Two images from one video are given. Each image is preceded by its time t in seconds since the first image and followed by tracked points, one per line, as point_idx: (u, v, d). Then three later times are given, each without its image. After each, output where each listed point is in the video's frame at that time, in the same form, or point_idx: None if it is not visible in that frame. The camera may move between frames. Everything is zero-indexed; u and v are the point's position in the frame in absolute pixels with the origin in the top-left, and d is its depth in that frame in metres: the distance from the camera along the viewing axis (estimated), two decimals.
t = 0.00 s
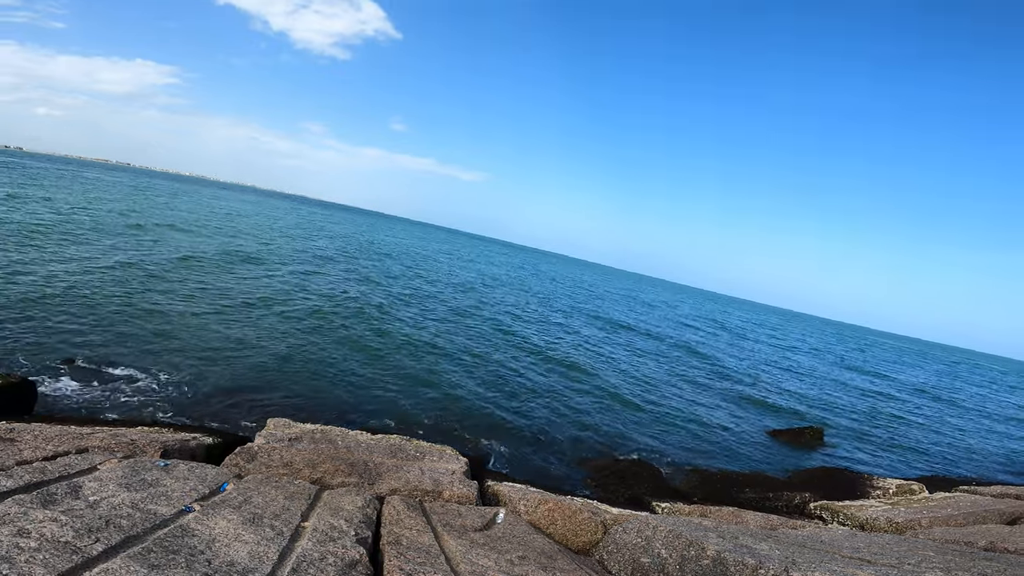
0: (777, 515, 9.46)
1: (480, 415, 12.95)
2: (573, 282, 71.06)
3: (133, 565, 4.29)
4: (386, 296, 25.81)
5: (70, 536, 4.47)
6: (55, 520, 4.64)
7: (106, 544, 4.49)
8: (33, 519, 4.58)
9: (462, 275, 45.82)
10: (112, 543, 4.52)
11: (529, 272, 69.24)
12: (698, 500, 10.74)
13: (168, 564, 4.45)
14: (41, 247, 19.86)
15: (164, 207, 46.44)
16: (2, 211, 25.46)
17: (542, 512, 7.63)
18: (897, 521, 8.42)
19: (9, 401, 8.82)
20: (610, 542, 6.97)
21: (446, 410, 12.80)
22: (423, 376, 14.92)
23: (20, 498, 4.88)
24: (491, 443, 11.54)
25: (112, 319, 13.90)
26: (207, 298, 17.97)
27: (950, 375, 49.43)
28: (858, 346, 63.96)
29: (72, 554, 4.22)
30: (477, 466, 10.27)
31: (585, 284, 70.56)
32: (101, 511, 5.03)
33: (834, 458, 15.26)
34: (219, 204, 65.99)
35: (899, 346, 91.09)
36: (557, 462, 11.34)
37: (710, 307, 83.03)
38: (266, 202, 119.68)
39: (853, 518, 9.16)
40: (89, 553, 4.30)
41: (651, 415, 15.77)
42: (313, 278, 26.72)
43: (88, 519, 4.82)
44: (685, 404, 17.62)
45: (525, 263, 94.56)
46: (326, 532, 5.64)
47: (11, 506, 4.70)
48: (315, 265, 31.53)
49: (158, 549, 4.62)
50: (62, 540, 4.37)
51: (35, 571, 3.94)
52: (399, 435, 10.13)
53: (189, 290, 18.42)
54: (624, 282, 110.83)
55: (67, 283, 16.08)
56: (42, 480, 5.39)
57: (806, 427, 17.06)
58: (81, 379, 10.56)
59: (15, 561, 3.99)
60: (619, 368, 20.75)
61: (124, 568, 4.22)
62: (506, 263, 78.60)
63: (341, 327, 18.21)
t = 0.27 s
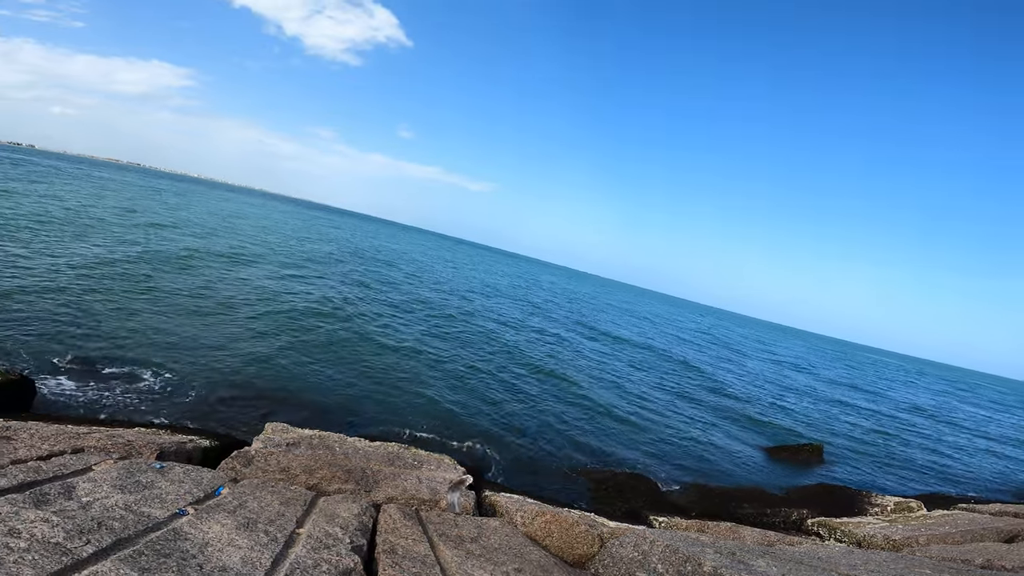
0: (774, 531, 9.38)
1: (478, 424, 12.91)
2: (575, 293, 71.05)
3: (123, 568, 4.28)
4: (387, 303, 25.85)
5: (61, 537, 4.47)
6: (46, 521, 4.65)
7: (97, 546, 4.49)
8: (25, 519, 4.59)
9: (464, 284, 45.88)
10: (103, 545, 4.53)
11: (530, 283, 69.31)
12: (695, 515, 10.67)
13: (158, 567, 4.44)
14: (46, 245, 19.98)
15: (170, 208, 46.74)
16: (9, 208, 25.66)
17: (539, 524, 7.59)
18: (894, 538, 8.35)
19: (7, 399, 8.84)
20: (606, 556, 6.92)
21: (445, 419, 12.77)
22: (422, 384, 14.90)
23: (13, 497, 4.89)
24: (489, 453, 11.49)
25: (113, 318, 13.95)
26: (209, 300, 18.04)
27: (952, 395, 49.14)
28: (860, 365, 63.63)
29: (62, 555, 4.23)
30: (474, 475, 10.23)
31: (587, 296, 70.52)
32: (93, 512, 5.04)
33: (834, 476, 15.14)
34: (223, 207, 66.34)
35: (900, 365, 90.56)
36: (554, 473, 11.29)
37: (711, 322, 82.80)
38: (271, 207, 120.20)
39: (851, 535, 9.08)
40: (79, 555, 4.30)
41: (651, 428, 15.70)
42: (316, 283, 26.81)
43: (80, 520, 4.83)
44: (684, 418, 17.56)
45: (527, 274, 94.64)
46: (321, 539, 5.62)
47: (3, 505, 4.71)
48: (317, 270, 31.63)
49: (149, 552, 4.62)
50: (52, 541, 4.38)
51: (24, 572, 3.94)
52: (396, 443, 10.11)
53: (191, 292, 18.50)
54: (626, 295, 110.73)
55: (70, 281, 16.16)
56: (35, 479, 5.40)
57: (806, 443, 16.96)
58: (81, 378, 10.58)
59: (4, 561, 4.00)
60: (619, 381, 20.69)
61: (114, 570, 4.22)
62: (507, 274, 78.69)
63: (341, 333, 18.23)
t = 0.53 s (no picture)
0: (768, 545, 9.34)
1: (474, 434, 12.88)
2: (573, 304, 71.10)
3: (111, 572, 4.27)
4: (386, 311, 25.88)
5: (49, 540, 4.46)
6: (35, 523, 4.63)
7: (85, 550, 4.48)
8: (14, 521, 4.57)
9: (463, 293, 45.92)
10: (91, 548, 4.51)
11: (528, 293, 69.35)
12: (690, 528, 10.62)
13: (147, 572, 4.42)
14: (45, 245, 19.99)
15: (170, 210, 46.82)
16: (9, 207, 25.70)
17: (533, 535, 7.55)
18: (888, 552, 8.33)
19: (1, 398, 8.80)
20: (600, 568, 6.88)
21: (441, 428, 12.73)
22: (418, 392, 14.87)
23: (3, 499, 4.87)
24: (484, 462, 11.45)
25: (111, 320, 13.93)
26: (207, 303, 18.03)
27: (947, 411, 49.19)
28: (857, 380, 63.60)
29: (49, 558, 4.21)
30: (469, 485, 10.19)
31: (585, 308, 70.56)
32: (83, 515, 5.02)
33: (830, 491, 15.10)
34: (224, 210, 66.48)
35: (898, 381, 90.47)
36: (549, 484, 11.25)
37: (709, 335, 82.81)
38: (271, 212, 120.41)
39: (845, 549, 9.04)
40: (67, 558, 4.28)
41: (647, 441, 15.67)
42: (314, 288, 26.86)
43: (69, 523, 4.81)
44: (680, 431, 17.52)
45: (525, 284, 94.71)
46: (314, 546, 5.60)
47: None
48: (316, 276, 31.65)
49: (138, 556, 4.60)
50: (41, 543, 4.37)
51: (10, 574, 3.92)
52: (392, 451, 10.08)
53: (190, 295, 18.50)
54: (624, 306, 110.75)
55: (68, 282, 16.15)
56: (26, 481, 5.38)
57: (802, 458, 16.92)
58: (75, 380, 10.55)
59: None
60: (615, 393, 20.66)
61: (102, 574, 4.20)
62: (506, 283, 78.77)
63: (339, 339, 18.22)
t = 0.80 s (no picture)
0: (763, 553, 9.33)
1: (470, 441, 12.84)
2: (569, 312, 71.14)
3: None
4: (382, 316, 25.83)
5: (39, 543, 4.42)
6: (25, 527, 4.59)
7: (75, 553, 4.44)
8: (3, 524, 4.53)
9: (459, 300, 45.91)
10: (82, 552, 4.47)
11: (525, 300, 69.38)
12: (685, 535, 10.60)
13: None
14: (40, 247, 19.88)
15: (166, 213, 46.70)
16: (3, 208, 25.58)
17: (528, 543, 7.53)
18: (881, 560, 8.34)
19: None
20: None
21: (436, 435, 12.69)
22: (413, 398, 14.83)
23: None
24: (479, 469, 11.41)
25: (104, 323, 13.84)
26: (203, 307, 17.96)
27: (940, 420, 49.42)
28: (852, 389, 63.75)
29: (39, 562, 4.18)
30: (464, 492, 10.15)
31: (581, 315, 70.63)
32: (73, 519, 4.98)
33: (825, 499, 15.10)
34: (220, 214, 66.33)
35: (892, 390, 90.70)
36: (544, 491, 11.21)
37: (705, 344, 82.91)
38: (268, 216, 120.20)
39: (839, 557, 9.04)
40: (56, 562, 4.24)
41: (642, 448, 15.66)
42: (310, 293, 26.80)
43: (60, 526, 4.77)
44: (676, 439, 17.51)
45: (522, 291, 94.72)
46: (307, 552, 5.57)
47: None
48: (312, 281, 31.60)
49: (129, 561, 4.56)
50: (30, 546, 4.33)
51: None
52: (386, 457, 10.04)
53: (185, 299, 18.42)
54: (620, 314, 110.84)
55: (62, 284, 16.06)
56: (16, 484, 5.33)
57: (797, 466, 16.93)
58: (68, 382, 10.47)
59: None
60: (611, 401, 20.64)
61: None
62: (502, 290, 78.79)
63: (335, 345, 18.17)
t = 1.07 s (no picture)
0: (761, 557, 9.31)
1: (468, 445, 12.83)
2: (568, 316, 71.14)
3: None
4: (381, 321, 25.83)
5: (36, 545, 4.41)
6: (22, 528, 4.58)
7: (72, 555, 4.43)
8: None
9: (458, 304, 45.91)
10: (78, 554, 4.46)
11: (524, 305, 69.38)
12: (684, 540, 10.57)
13: None
14: (39, 250, 19.89)
15: (166, 217, 46.73)
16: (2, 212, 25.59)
17: (526, 546, 7.51)
18: (880, 564, 8.32)
19: None
20: None
21: (435, 439, 12.66)
22: (412, 402, 14.82)
23: None
24: (478, 473, 11.39)
25: (103, 326, 13.83)
26: (201, 311, 17.95)
27: (939, 425, 49.40)
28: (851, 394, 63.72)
29: (35, 563, 4.17)
30: (463, 496, 10.13)
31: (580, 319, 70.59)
32: (70, 521, 4.96)
33: (824, 504, 15.08)
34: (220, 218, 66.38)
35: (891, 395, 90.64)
36: (542, 495, 11.19)
37: (703, 348, 82.90)
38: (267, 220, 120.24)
39: (838, 562, 9.02)
40: (53, 563, 4.23)
41: (641, 453, 15.64)
42: (309, 297, 26.80)
43: (56, 528, 4.76)
44: (675, 443, 17.49)
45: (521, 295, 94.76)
46: (304, 555, 5.56)
47: None
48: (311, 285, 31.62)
49: (125, 562, 4.55)
50: (26, 548, 4.32)
51: None
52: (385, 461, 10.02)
53: (184, 302, 18.43)
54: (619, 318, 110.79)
55: (60, 287, 16.04)
56: (13, 486, 5.32)
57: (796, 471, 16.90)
58: (65, 385, 10.45)
59: None
60: (610, 405, 20.62)
61: None
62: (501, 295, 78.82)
63: (333, 349, 18.15)
